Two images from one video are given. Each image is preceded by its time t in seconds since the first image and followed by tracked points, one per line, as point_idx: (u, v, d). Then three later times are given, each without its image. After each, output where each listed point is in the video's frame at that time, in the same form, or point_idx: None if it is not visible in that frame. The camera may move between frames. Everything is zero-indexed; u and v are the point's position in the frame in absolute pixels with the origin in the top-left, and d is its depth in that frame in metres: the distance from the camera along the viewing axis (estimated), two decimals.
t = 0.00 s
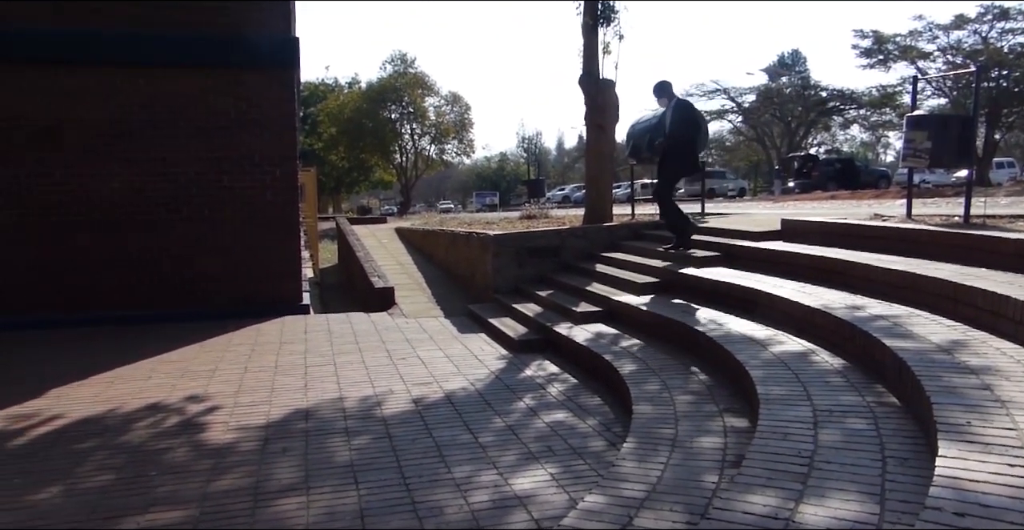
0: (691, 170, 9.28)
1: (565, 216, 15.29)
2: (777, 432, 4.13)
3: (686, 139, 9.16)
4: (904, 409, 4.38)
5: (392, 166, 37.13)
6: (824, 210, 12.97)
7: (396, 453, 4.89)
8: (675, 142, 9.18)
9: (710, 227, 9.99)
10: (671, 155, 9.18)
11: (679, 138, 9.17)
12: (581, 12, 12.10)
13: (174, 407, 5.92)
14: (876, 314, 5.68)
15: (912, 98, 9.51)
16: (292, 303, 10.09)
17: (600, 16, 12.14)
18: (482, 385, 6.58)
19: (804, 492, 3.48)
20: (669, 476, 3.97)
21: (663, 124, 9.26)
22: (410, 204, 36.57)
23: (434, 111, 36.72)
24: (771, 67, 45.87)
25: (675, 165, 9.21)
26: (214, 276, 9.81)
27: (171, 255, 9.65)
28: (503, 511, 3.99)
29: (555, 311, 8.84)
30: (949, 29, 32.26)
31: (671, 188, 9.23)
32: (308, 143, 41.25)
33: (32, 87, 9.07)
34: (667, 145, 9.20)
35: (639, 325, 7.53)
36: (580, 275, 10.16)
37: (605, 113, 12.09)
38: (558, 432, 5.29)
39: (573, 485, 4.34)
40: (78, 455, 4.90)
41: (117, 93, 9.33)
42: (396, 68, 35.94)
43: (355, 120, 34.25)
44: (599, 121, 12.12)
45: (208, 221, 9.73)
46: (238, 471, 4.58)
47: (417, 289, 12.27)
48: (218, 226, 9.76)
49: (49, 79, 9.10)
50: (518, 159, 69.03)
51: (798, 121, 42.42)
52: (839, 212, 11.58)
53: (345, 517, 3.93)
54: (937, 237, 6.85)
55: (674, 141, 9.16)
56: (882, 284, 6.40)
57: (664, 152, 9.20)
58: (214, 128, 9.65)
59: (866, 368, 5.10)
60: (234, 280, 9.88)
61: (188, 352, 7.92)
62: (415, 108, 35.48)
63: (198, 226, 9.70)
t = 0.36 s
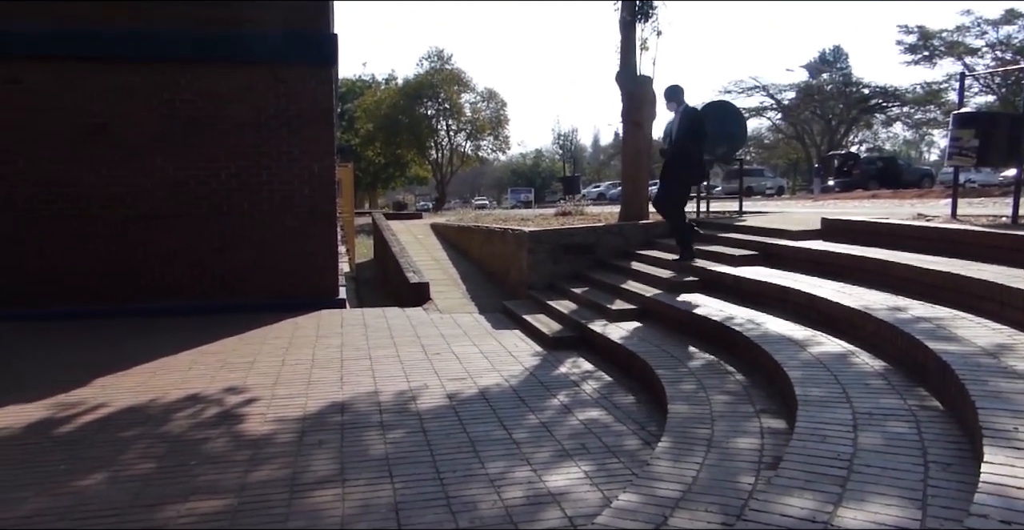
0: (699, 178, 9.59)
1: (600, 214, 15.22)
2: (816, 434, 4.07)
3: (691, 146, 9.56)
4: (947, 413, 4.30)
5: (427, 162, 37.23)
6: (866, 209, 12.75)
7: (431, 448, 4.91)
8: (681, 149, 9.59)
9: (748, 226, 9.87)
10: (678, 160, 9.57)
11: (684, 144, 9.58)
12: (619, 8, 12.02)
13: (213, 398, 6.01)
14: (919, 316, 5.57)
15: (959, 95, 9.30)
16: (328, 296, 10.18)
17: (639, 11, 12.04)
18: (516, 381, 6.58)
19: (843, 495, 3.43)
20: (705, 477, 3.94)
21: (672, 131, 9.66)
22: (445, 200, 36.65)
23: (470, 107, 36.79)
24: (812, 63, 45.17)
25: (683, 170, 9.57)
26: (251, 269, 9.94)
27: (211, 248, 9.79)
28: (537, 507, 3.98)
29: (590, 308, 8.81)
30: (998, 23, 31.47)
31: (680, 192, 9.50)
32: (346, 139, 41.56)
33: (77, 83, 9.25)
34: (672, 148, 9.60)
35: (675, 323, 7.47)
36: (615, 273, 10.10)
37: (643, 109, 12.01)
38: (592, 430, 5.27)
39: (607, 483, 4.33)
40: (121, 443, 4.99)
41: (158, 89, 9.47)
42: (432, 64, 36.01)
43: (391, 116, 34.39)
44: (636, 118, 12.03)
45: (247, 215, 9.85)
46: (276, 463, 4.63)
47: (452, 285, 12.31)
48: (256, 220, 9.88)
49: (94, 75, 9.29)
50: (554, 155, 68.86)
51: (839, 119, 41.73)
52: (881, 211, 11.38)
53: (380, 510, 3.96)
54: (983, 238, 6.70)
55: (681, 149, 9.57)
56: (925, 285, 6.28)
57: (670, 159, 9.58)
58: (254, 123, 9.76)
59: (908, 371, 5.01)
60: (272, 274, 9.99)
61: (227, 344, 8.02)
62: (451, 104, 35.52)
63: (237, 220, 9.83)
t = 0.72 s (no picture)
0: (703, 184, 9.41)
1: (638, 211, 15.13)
2: (857, 436, 4.00)
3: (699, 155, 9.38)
4: (993, 417, 4.20)
5: (464, 158, 37.37)
6: (910, 207, 12.50)
7: (466, 443, 4.92)
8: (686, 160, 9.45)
9: (788, 224, 9.74)
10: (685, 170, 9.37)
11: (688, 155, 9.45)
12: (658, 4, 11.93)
13: (252, 390, 6.09)
14: (965, 318, 5.45)
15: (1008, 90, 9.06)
16: (366, 291, 10.25)
17: (678, 7, 11.94)
18: (552, 378, 6.57)
19: (884, 498, 3.36)
20: (743, 477, 3.89)
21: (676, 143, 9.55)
22: (481, 196, 36.75)
23: (506, 103, 36.77)
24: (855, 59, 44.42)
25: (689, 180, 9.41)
26: (290, 263, 10.04)
27: (251, 242, 9.92)
28: (571, 505, 3.97)
29: (626, 306, 8.76)
30: None
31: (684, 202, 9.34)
32: (383, 136, 41.88)
33: (123, 81, 9.44)
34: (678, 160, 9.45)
35: (713, 322, 7.40)
36: (652, 271, 10.04)
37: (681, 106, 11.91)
38: (628, 428, 5.24)
39: (642, 482, 4.30)
40: (163, 433, 5.08)
41: (200, 86, 9.62)
42: (469, 61, 36.10)
43: (428, 112, 34.58)
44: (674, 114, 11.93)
45: (287, 210, 9.96)
46: (313, 455, 4.68)
47: (488, 281, 12.33)
48: (295, 215, 9.98)
49: (139, 74, 9.47)
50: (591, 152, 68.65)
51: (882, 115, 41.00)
52: (925, 210, 11.16)
53: (415, 504, 3.98)
54: None
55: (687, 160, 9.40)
56: (971, 287, 6.13)
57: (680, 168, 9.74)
58: (293, 120, 9.86)
59: (953, 374, 4.89)
60: (311, 268, 10.09)
61: (266, 337, 8.13)
62: (488, 100, 35.59)
63: (277, 215, 9.94)
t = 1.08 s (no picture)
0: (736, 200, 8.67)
1: (698, 210, 14.94)
2: (925, 444, 3.89)
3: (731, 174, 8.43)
4: None
5: (524, 155, 37.44)
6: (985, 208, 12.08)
7: (523, 439, 4.93)
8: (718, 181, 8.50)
9: (855, 225, 9.50)
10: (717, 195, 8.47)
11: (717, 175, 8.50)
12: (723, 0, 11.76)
13: (315, 381, 6.20)
14: None
15: None
16: (425, 285, 10.35)
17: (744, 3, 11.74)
18: (610, 376, 6.53)
19: (954, 509, 3.26)
20: (805, 482, 3.81)
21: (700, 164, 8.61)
22: (541, 193, 36.77)
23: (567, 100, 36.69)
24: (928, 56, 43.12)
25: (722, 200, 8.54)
26: (352, 256, 10.19)
27: (315, 236, 10.09)
28: (629, 504, 3.95)
29: (686, 306, 8.66)
30: None
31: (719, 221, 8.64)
32: (444, 133, 42.20)
33: (194, 77, 9.69)
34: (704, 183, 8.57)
35: (776, 324, 7.26)
36: (713, 271, 9.90)
37: (746, 103, 11.71)
38: (687, 429, 5.18)
39: (701, 484, 4.25)
40: (229, 420, 5.21)
41: (268, 82, 9.81)
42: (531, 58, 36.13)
43: (489, 109, 34.76)
44: (739, 112, 11.75)
45: (350, 204, 10.11)
46: (373, 446, 4.75)
47: (546, 278, 12.33)
48: (358, 210, 10.12)
49: (210, 70, 9.71)
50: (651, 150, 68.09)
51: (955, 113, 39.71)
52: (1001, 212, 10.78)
53: (472, 498, 4.00)
54: None
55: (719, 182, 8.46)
56: None
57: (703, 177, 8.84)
58: (357, 115, 9.99)
59: None
60: (372, 262, 10.23)
61: (328, 329, 8.28)
62: (548, 97, 35.56)
63: (341, 209, 10.10)
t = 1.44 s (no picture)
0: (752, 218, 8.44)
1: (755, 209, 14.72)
2: (990, 453, 3.77)
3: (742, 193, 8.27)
4: None
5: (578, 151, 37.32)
6: None
7: (573, 436, 4.92)
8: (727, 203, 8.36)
9: (918, 227, 9.25)
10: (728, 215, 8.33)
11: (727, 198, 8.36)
12: None
13: (368, 371, 6.28)
14: None
15: None
16: (478, 279, 10.39)
17: None
18: (662, 376, 6.48)
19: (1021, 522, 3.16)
20: (863, 489, 3.73)
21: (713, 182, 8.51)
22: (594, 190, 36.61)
23: (622, 97, 36.41)
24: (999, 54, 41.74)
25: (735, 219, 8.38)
26: (406, 249, 10.28)
27: (370, 228, 10.21)
28: (681, 505, 3.91)
29: (741, 306, 8.54)
30: None
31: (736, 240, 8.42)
32: (499, 128, 42.26)
33: (256, 71, 9.87)
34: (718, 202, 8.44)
35: (833, 327, 7.11)
36: (769, 271, 9.74)
37: (807, 101, 11.48)
38: (740, 431, 5.11)
39: (754, 487, 4.18)
40: (285, 408, 5.30)
41: (328, 76, 9.95)
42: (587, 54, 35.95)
43: (544, 104, 34.71)
44: (799, 110, 11.52)
45: (405, 197, 10.19)
46: (425, 438, 4.79)
47: (598, 275, 12.27)
48: (413, 203, 10.20)
49: (272, 64, 9.88)
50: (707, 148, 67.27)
51: None
52: None
53: (522, 493, 4.01)
54: None
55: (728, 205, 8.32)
56: None
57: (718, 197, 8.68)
58: (413, 110, 10.07)
59: None
60: (426, 255, 10.30)
61: (382, 321, 8.37)
62: (604, 93, 35.33)
63: (396, 202, 10.19)
